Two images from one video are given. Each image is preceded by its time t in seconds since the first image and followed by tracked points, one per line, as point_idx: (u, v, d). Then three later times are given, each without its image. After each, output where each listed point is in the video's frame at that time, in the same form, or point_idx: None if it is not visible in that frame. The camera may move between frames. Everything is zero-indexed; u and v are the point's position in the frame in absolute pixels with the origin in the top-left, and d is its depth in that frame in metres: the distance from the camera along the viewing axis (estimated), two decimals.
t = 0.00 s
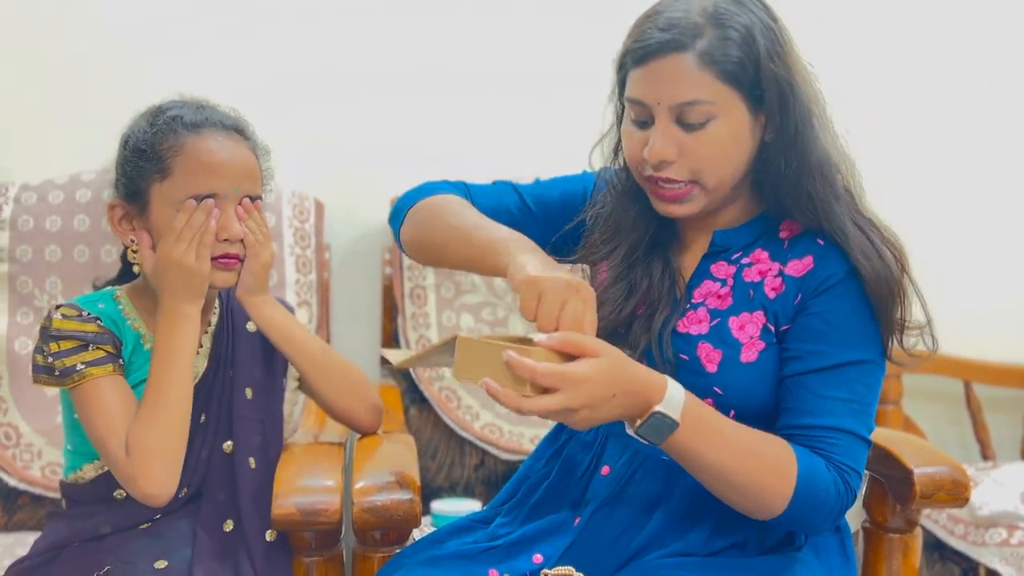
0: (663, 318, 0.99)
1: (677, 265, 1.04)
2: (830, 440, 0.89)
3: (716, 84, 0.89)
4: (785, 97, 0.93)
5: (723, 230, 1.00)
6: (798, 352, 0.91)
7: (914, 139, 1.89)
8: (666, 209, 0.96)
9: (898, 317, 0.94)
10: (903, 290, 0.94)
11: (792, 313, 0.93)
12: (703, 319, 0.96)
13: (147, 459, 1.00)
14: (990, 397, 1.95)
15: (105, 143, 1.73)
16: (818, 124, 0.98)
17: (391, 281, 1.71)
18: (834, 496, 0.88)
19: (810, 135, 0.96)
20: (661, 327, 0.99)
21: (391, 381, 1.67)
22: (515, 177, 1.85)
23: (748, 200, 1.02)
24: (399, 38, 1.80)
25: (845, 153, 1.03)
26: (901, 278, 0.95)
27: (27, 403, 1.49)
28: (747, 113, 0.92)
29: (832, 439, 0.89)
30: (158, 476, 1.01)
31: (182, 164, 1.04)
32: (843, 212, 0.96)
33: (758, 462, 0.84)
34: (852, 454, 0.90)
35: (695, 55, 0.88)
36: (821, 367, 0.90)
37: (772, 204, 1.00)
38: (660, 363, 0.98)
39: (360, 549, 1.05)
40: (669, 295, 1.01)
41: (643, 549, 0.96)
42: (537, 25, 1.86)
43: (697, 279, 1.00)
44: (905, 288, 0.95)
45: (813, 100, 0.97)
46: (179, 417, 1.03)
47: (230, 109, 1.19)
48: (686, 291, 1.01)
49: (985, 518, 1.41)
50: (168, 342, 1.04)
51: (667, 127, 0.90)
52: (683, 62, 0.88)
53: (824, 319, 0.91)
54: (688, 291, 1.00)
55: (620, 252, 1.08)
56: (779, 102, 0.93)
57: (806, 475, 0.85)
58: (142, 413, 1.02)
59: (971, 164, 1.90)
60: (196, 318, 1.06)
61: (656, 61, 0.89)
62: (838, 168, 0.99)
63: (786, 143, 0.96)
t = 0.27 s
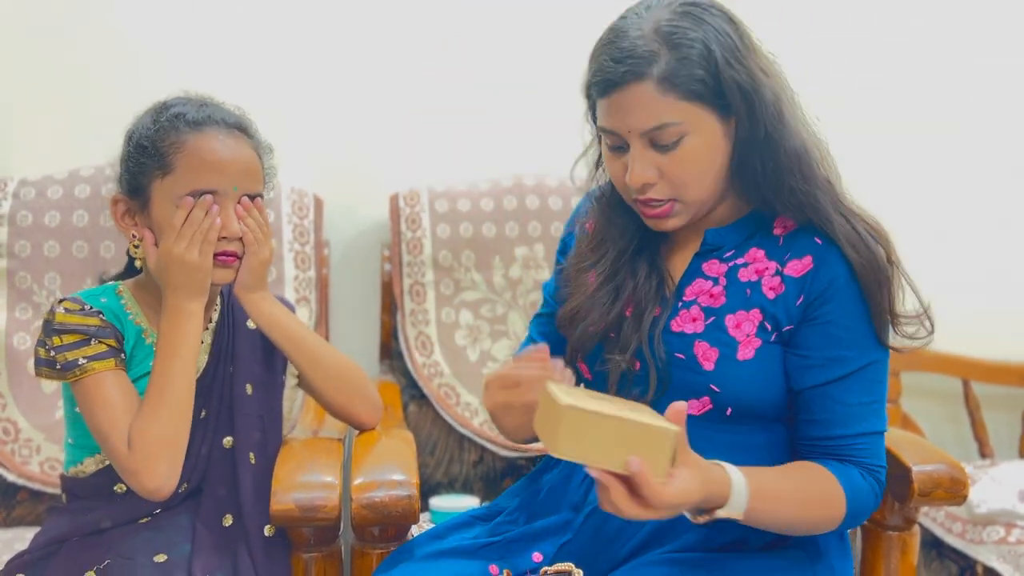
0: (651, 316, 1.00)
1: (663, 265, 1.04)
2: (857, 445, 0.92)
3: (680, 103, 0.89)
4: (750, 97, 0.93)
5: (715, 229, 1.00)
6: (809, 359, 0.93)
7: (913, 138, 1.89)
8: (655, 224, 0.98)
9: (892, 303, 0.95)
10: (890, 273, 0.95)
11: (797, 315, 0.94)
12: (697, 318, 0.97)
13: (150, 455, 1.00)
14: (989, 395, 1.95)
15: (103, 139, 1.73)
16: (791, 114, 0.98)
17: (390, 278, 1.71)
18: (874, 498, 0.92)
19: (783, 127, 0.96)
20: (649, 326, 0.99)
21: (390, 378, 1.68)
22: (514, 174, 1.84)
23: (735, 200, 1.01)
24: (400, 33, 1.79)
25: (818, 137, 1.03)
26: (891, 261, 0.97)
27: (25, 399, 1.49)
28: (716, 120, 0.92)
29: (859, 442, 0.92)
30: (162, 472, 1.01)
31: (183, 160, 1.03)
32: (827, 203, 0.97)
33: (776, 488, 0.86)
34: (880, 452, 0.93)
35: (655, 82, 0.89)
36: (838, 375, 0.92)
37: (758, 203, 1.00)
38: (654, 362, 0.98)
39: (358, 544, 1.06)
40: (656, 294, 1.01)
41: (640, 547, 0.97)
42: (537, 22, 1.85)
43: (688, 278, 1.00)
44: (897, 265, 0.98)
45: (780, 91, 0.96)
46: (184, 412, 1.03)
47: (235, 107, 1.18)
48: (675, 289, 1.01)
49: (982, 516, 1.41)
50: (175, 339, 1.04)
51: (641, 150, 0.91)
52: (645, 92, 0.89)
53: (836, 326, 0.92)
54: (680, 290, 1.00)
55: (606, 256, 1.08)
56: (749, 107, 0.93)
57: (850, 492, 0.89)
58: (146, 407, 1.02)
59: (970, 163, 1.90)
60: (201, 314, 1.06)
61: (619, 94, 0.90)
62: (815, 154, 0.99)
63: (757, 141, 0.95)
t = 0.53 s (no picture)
0: (644, 317, 1.00)
1: (654, 265, 1.04)
2: (882, 441, 0.93)
3: (674, 105, 0.90)
4: (741, 97, 0.93)
5: (710, 229, 1.01)
6: (828, 361, 0.93)
7: (912, 138, 1.89)
8: (650, 228, 0.98)
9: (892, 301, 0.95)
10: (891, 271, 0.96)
11: (795, 316, 0.94)
12: (691, 317, 0.97)
13: (149, 455, 1.00)
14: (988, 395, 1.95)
15: (102, 138, 1.73)
16: (784, 116, 0.98)
17: (390, 278, 1.72)
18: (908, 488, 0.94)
19: (777, 129, 0.96)
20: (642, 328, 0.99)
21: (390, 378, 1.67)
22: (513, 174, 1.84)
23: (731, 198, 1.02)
24: (400, 33, 1.79)
25: (812, 138, 1.03)
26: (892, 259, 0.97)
27: (25, 399, 1.49)
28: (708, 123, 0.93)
29: (885, 437, 0.93)
30: (162, 472, 1.01)
31: (183, 159, 1.03)
32: (825, 203, 0.97)
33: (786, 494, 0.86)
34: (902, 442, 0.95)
35: (648, 83, 0.89)
36: (854, 379, 0.92)
37: (756, 202, 1.00)
38: (646, 366, 0.98)
39: (357, 544, 1.06)
40: (649, 295, 1.01)
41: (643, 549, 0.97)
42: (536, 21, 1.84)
43: (682, 277, 1.00)
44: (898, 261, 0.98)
45: (773, 94, 0.97)
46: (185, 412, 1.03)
47: (236, 108, 1.18)
48: (668, 289, 1.01)
49: (982, 516, 1.41)
50: (175, 339, 1.04)
51: (634, 154, 0.92)
52: (638, 93, 0.89)
53: (849, 328, 0.92)
54: (671, 290, 1.01)
55: (599, 259, 1.08)
56: (741, 110, 0.94)
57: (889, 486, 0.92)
58: (146, 406, 1.02)
59: (970, 163, 1.90)
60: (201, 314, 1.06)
61: (613, 95, 0.91)
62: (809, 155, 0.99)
63: (753, 144, 0.96)
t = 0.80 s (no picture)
0: (644, 319, 0.99)
1: (654, 266, 1.04)
2: (887, 440, 0.94)
3: (677, 107, 0.90)
4: (745, 103, 0.94)
5: (712, 229, 1.00)
6: (835, 361, 0.93)
7: (912, 138, 1.89)
8: (648, 227, 0.97)
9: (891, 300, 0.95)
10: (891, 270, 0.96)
11: (797, 317, 0.94)
12: (692, 318, 0.97)
13: (148, 456, 1.00)
14: (988, 395, 1.95)
15: (102, 139, 1.73)
16: (787, 118, 0.98)
17: (390, 278, 1.72)
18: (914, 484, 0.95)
19: (779, 130, 0.97)
20: (643, 330, 0.99)
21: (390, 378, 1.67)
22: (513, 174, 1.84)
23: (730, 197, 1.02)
24: (399, 33, 1.79)
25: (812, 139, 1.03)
26: (893, 260, 0.98)
27: (25, 399, 1.49)
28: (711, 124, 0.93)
29: (889, 436, 0.94)
30: (162, 473, 1.01)
31: (182, 160, 1.03)
32: (826, 204, 0.97)
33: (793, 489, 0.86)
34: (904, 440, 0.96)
35: (652, 85, 0.89)
36: (859, 379, 0.93)
37: (756, 203, 1.00)
38: (646, 368, 0.98)
39: (358, 544, 1.06)
40: (649, 296, 1.01)
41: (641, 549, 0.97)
42: (536, 21, 1.84)
43: (682, 277, 1.00)
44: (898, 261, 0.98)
45: (775, 96, 0.97)
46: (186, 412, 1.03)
47: (236, 108, 1.18)
48: (668, 290, 1.01)
49: (982, 516, 1.41)
50: (174, 341, 1.04)
51: (637, 157, 0.91)
52: (642, 95, 0.89)
53: (854, 328, 0.93)
54: (671, 291, 1.00)
55: (599, 261, 1.08)
56: (743, 111, 0.94)
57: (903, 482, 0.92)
58: (147, 406, 1.02)
59: (970, 163, 1.89)
60: (201, 314, 1.06)
61: (616, 96, 0.91)
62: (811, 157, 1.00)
63: (755, 146, 0.96)
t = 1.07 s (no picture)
0: (646, 317, 1.00)
1: (655, 265, 1.04)
2: (884, 441, 0.94)
3: (683, 110, 0.90)
4: (751, 107, 0.94)
5: (715, 228, 1.00)
6: (835, 363, 0.93)
7: (912, 139, 1.89)
8: (653, 227, 0.98)
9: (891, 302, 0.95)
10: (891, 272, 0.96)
11: (797, 319, 0.94)
12: (693, 317, 0.97)
13: (148, 457, 1.00)
14: (987, 395, 1.95)
15: (102, 139, 1.73)
16: (790, 121, 0.98)
17: (390, 278, 1.72)
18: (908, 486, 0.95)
19: (782, 133, 0.97)
20: (643, 329, 0.99)
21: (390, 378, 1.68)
22: (513, 174, 1.84)
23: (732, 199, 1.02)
24: (399, 33, 1.79)
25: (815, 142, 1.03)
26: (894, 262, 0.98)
27: (25, 399, 1.49)
28: (716, 128, 0.93)
29: (887, 437, 0.94)
30: (162, 474, 1.01)
31: (181, 161, 1.03)
32: (826, 206, 0.97)
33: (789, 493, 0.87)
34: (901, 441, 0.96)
35: (659, 87, 0.89)
36: (859, 381, 0.93)
37: (758, 206, 1.00)
38: (646, 367, 0.98)
39: (358, 544, 1.06)
40: (650, 295, 1.01)
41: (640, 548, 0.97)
42: (537, 21, 1.83)
43: (683, 276, 1.00)
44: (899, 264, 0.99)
45: (779, 99, 0.97)
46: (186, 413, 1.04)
47: (235, 108, 1.18)
48: (669, 288, 1.01)
49: (981, 516, 1.41)
50: (174, 342, 1.04)
51: (643, 158, 0.91)
52: (650, 97, 0.89)
53: (855, 330, 0.93)
54: (672, 291, 1.00)
55: (601, 261, 1.08)
56: (748, 115, 0.94)
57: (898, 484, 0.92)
58: (147, 406, 1.02)
59: (970, 163, 1.90)
60: (201, 315, 1.06)
61: (621, 97, 0.91)
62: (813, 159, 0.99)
63: (759, 149, 0.96)
